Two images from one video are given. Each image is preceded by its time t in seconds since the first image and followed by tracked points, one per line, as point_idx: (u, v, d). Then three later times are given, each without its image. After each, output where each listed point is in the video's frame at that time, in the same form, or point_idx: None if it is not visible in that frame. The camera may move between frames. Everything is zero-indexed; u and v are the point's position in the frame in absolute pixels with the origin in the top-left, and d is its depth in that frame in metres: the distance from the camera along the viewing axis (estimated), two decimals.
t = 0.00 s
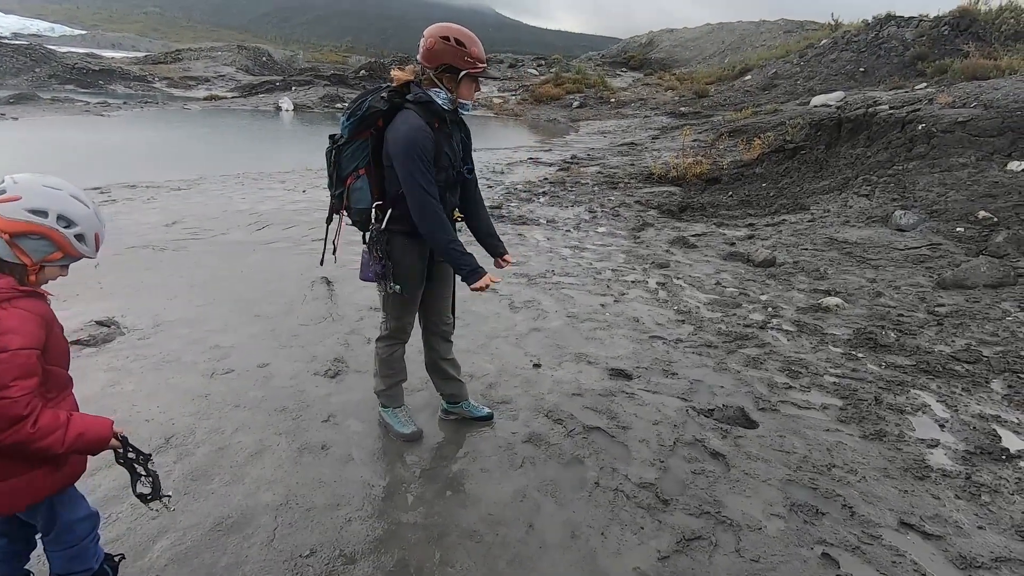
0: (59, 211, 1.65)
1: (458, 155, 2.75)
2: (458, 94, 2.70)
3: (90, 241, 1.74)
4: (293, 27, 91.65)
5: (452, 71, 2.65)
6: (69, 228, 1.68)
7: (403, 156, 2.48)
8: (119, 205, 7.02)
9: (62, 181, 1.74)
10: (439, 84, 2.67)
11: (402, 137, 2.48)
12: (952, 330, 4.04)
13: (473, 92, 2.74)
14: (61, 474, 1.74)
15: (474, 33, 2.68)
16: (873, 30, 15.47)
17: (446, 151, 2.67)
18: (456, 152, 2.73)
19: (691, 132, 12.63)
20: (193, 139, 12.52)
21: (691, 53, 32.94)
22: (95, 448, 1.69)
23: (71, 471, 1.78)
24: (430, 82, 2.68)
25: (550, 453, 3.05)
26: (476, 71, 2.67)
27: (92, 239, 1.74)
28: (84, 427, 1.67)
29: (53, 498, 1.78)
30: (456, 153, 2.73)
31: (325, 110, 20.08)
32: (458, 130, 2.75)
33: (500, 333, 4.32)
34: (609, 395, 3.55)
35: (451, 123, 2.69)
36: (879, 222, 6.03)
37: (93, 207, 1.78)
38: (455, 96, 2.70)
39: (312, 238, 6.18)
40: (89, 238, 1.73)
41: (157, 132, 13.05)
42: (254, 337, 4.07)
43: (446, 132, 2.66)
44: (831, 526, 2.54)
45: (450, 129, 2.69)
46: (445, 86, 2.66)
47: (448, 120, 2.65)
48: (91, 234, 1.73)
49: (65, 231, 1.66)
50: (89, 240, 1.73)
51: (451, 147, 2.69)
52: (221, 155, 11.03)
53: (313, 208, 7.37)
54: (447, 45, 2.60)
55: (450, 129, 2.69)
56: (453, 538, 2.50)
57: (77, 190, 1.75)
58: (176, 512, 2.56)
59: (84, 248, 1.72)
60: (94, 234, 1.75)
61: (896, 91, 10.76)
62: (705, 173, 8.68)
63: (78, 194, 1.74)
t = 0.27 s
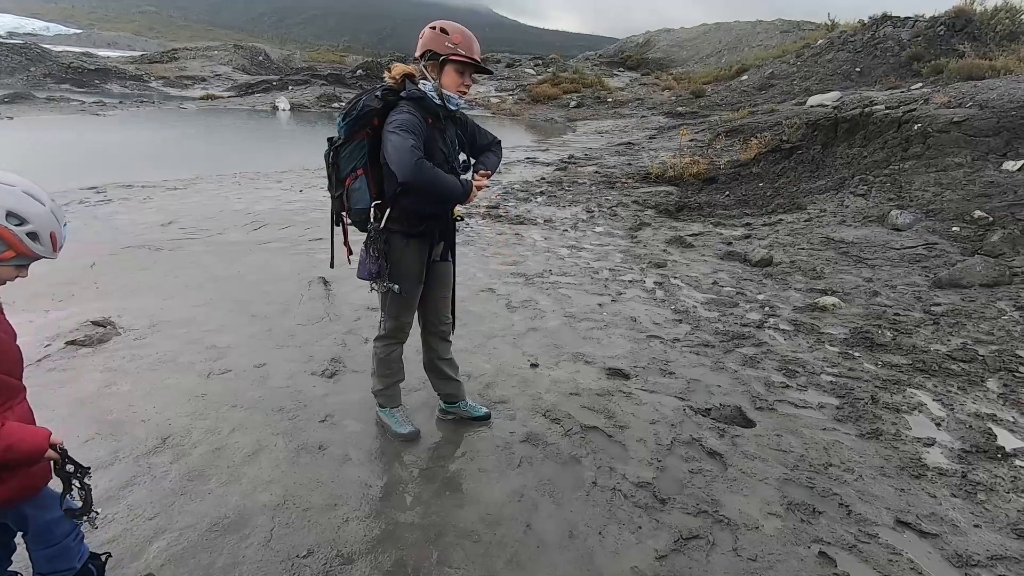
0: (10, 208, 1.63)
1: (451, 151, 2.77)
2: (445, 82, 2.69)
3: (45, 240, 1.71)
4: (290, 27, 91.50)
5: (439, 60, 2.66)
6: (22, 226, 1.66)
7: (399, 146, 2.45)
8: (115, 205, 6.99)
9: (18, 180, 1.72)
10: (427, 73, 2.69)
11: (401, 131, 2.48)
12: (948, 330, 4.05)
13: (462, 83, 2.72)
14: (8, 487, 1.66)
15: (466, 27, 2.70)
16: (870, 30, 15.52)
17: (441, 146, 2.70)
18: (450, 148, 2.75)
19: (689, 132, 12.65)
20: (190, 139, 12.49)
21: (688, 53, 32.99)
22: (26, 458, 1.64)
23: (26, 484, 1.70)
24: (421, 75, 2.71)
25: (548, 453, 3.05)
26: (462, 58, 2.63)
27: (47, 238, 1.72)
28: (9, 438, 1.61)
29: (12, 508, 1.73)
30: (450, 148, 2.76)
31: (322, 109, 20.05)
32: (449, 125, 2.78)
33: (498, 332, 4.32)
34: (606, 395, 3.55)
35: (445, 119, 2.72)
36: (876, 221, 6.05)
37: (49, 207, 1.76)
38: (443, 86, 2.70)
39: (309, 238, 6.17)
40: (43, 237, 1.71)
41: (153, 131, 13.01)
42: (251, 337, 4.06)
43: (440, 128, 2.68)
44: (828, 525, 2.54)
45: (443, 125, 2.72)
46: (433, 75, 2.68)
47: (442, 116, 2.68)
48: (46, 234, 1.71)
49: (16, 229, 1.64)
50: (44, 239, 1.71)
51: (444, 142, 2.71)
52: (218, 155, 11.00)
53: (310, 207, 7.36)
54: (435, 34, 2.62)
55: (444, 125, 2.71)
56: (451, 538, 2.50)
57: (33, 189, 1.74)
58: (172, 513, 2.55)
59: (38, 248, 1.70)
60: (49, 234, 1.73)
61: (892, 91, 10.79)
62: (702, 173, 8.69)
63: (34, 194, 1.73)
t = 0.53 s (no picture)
0: None
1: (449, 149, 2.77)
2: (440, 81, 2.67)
3: (23, 241, 1.61)
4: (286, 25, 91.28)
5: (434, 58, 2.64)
6: None
7: (386, 143, 2.45)
8: (111, 204, 6.97)
9: None
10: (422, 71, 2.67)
11: (390, 126, 2.49)
12: (944, 327, 4.06)
13: (457, 81, 2.69)
14: None
15: (462, 25, 2.68)
16: (866, 29, 15.55)
17: (435, 143, 2.70)
18: (447, 146, 2.75)
19: (685, 131, 12.66)
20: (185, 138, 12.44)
21: (684, 52, 33.02)
22: None
23: None
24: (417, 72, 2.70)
25: (545, 451, 3.05)
26: (457, 57, 2.61)
27: (25, 239, 1.62)
28: None
29: None
30: (447, 146, 2.75)
31: (318, 108, 20.00)
32: (446, 124, 2.78)
33: (495, 331, 4.32)
34: (604, 393, 3.56)
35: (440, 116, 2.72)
36: (872, 220, 6.06)
37: (30, 207, 1.67)
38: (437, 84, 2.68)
39: (305, 237, 6.16)
40: (20, 238, 1.61)
41: (148, 131, 12.94)
42: (247, 337, 4.05)
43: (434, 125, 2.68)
44: (825, 522, 2.55)
45: (439, 122, 2.72)
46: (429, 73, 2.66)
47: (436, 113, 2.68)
48: (23, 234, 1.61)
49: None
50: (21, 240, 1.61)
51: (440, 139, 2.71)
52: (213, 154, 10.96)
53: (307, 207, 7.35)
54: (430, 31, 2.60)
55: (439, 122, 2.71)
56: (448, 536, 2.50)
57: (15, 189, 1.66)
58: (169, 513, 2.54)
59: (16, 250, 1.60)
60: (28, 234, 1.63)
61: (888, 90, 10.82)
62: (699, 172, 8.70)
63: (15, 194, 1.64)
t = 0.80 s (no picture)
0: None
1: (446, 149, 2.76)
2: (443, 85, 2.69)
3: (32, 251, 1.63)
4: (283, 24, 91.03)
5: (439, 61, 2.64)
6: (7, 235, 1.58)
7: (384, 144, 2.44)
8: (107, 204, 6.94)
9: (16, 186, 1.66)
10: (426, 71, 2.67)
11: (388, 126, 2.48)
12: (940, 325, 4.08)
13: (459, 86, 2.72)
14: None
15: (468, 30, 2.72)
16: (863, 27, 15.57)
17: (434, 142, 2.69)
18: (444, 145, 2.74)
19: (683, 129, 12.66)
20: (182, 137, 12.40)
21: (682, 50, 33.01)
22: None
23: None
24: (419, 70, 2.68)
25: (543, 449, 3.06)
26: (463, 63, 2.64)
27: (35, 249, 1.63)
28: None
29: None
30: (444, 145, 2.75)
31: (315, 107, 19.96)
32: (444, 122, 2.77)
33: (493, 330, 4.32)
34: (601, 391, 3.56)
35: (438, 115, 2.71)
36: (869, 217, 6.08)
37: (43, 217, 1.68)
38: (439, 86, 2.69)
39: (303, 236, 6.15)
40: (29, 248, 1.62)
41: (144, 130, 12.90)
42: (245, 336, 4.05)
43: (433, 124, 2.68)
44: (822, 519, 2.56)
45: (437, 121, 2.71)
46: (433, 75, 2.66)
47: (435, 112, 2.67)
48: (33, 245, 1.62)
49: None
50: (31, 250, 1.63)
51: (438, 138, 2.70)
52: (210, 153, 10.92)
53: (304, 206, 7.34)
54: (438, 32, 2.62)
55: (438, 122, 2.71)
56: (447, 534, 2.51)
57: (27, 197, 1.67)
58: (167, 513, 2.54)
59: (24, 259, 1.62)
60: (39, 244, 1.64)
61: (885, 88, 10.83)
62: (696, 170, 8.71)
63: (27, 203, 1.65)
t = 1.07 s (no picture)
0: (37, 231, 1.58)
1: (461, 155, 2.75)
2: (468, 99, 2.71)
3: (73, 266, 1.65)
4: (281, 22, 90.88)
5: (468, 75, 2.66)
6: (49, 249, 1.60)
7: (392, 152, 2.44)
8: (105, 203, 6.93)
9: (61, 202, 1.69)
10: (455, 84, 2.68)
11: (401, 131, 2.47)
12: (939, 323, 4.08)
13: (484, 103, 2.75)
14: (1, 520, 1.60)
15: (500, 47, 2.76)
16: (861, 25, 15.57)
17: (449, 147, 2.67)
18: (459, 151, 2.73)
19: (682, 128, 12.66)
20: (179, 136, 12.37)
21: (681, 49, 33.00)
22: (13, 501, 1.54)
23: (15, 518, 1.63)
24: (444, 78, 2.69)
25: (543, 448, 3.06)
26: (491, 83, 2.69)
27: (77, 264, 1.65)
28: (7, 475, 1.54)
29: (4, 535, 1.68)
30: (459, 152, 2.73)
31: (314, 106, 19.93)
32: (461, 128, 2.76)
33: (493, 329, 4.32)
34: (601, 390, 3.56)
35: (455, 121, 2.69)
36: (868, 216, 6.08)
37: (86, 232, 1.70)
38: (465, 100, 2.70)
39: (302, 235, 6.15)
40: (70, 262, 1.64)
41: (142, 129, 12.87)
42: (244, 336, 4.05)
43: (449, 130, 2.66)
44: (822, 517, 2.56)
45: (454, 127, 2.70)
46: (461, 88, 2.68)
47: (453, 119, 2.66)
48: (74, 260, 1.64)
49: (44, 254, 1.59)
50: (72, 265, 1.64)
51: (453, 144, 2.69)
52: (208, 153, 10.90)
53: (303, 205, 7.33)
54: (472, 46, 2.65)
55: (455, 128, 2.70)
56: (446, 533, 2.51)
57: (72, 212, 1.69)
58: (167, 512, 2.54)
59: (65, 274, 1.63)
60: (79, 259, 1.66)
61: (884, 86, 10.83)
62: (695, 169, 8.71)
63: (70, 217, 1.67)
